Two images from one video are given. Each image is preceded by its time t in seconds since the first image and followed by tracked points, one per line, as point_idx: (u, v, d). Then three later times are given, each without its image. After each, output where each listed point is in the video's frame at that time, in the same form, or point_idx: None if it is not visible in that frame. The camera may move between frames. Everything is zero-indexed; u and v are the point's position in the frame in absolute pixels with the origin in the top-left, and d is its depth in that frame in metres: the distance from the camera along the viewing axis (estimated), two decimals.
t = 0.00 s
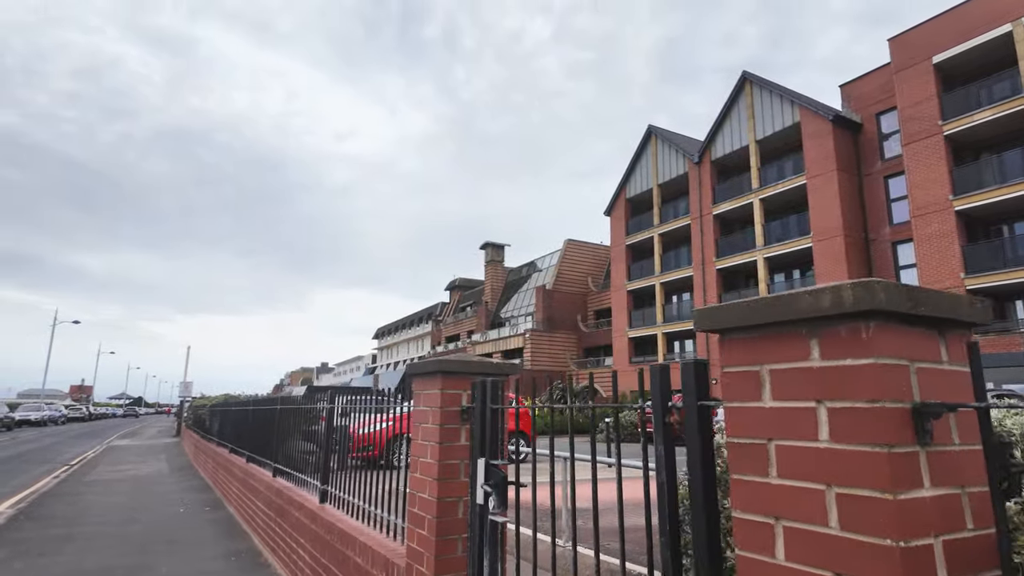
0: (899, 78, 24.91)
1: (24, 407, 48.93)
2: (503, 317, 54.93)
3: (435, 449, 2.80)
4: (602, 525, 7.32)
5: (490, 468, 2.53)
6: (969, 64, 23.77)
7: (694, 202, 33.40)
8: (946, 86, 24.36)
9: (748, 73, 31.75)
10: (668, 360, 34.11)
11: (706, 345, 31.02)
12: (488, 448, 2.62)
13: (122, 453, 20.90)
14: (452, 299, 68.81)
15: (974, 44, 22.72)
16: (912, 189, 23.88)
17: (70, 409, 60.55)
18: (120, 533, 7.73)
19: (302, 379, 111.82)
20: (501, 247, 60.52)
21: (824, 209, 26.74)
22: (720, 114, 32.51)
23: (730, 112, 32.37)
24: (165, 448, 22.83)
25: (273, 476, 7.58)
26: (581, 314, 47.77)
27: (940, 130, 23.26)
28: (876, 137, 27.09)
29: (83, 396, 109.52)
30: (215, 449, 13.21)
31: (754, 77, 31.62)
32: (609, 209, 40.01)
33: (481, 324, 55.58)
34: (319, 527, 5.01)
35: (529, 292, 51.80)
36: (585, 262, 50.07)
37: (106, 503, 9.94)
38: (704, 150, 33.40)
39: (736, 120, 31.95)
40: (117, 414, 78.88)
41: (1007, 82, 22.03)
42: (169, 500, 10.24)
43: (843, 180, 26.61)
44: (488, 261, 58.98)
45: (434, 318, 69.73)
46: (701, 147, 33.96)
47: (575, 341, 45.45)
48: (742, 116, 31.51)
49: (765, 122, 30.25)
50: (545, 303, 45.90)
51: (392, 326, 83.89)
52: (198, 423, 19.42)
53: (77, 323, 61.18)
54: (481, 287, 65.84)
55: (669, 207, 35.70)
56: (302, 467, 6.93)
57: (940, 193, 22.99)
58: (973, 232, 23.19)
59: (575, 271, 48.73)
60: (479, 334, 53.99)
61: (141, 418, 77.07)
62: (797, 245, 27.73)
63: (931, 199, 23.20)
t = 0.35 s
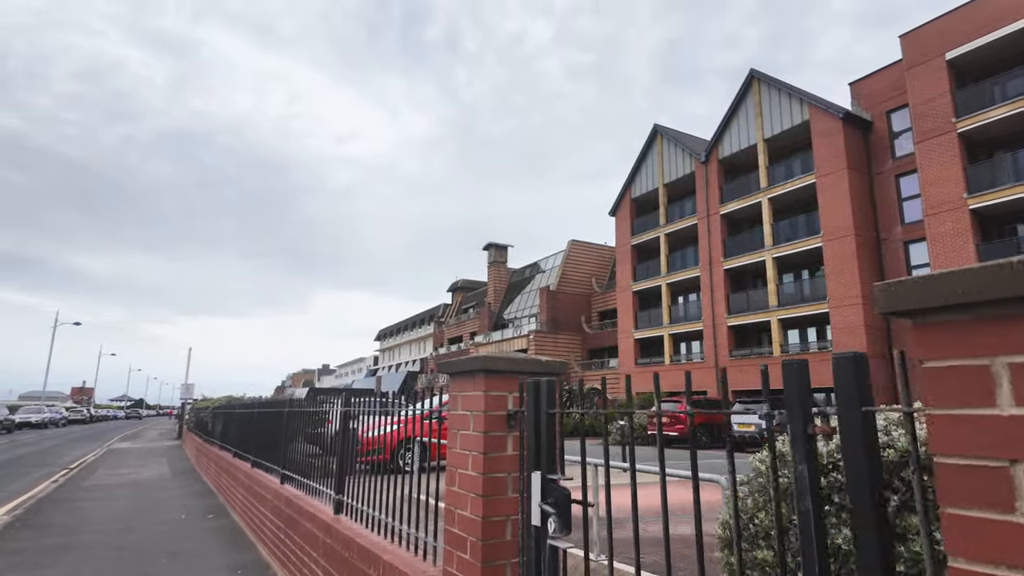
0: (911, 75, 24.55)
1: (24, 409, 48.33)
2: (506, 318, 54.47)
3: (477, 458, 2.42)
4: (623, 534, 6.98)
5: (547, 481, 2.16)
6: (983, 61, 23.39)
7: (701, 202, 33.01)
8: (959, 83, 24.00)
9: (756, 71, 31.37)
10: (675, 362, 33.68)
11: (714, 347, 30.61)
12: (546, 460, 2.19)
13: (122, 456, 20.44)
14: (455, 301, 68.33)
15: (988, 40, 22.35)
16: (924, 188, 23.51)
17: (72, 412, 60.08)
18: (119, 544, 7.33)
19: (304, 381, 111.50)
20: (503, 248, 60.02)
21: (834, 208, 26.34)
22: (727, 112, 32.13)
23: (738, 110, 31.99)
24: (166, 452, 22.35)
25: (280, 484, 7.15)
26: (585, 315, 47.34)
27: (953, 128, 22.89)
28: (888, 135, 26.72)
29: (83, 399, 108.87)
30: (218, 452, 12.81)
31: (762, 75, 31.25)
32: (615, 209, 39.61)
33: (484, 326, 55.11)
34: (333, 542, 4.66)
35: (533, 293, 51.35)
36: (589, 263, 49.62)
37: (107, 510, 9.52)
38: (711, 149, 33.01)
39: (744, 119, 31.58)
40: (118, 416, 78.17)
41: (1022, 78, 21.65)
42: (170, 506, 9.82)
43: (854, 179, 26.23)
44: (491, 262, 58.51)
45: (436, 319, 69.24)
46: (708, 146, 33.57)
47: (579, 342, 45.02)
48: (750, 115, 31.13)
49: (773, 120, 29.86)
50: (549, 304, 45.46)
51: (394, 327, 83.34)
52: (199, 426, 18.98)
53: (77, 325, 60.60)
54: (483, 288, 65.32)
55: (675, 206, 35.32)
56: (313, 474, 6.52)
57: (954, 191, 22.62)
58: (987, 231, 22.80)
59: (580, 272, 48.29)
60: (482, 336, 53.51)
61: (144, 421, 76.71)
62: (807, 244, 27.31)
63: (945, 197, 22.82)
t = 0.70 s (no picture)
0: (924, 73, 24.19)
1: (25, 412, 47.90)
2: (510, 320, 54.05)
3: (536, 475, 2.08)
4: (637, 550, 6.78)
5: (632, 505, 1.82)
6: (998, 58, 23.02)
7: (709, 202, 32.63)
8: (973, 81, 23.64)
9: (764, 70, 30.99)
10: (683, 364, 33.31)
11: (723, 349, 30.21)
12: (630, 481, 1.84)
13: (123, 461, 20.01)
14: (458, 303, 67.92)
15: (1004, 37, 21.96)
16: (939, 186, 23.13)
17: (72, 415, 59.43)
18: (120, 554, 6.96)
19: (305, 383, 110.92)
20: (507, 249, 59.59)
21: (845, 208, 25.94)
22: (736, 112, 31.77)
23: (746, 110, 31.61)
24: (169, 455, 21.97)
25: (292, 493, 6.79)
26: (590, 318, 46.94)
27: (969, 126, 22.50)
28: (899, 134, 26.34)
29: (86, 401, 108.66)
30: (223, 457, 12.46)
31: (771, 74, 30.86)
32: (621, 210, 39.26)
33: (488, 328, 54.68)
34: (355, 560, 4.33)
35: (537, 295, 50.91)
36: (594, 264, 49.18)
37: (108, 518, 9.15)
38: (718, 149, 32.64)
39: (753, 118, 31.21)
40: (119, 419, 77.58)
41: None
42: (173, 514, 9.44)
43: (866, 178, 25.85)
44: (495, 264, 58.09)
45: (439, 321, 68.74)
46: (716, 146, 33.20)
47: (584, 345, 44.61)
48: (759, 114, 30.76)
49: (782, 119, 29.50)
50: (554, 306, 45.06)
51: (396, 330, 82.89)
52: (203, 430, 18.59)
53: (78, 328, 60.28)
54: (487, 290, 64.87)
55: (682, 207, 34.94)
56: (329, 483, 6.17)
57: (970, 190, 22.24)
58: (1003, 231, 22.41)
59: (584, 274, 47.88)
60: (486, 338, 53.05)
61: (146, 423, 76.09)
62: (818, 244, 26.92)
63: (961, 196, 22.46)
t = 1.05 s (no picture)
0: (935, 70, 23.88)
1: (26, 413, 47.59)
2: (513, 320, 53.73)
3: (615, 496, 1.79)
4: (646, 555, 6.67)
5: (749, 535, 1.71)
6: (1011, 54, 22.69)
7: (715, 201, 32.32)
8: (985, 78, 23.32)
9: (771, 68, 30.68)
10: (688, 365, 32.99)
11: (730, 350, 29.89)
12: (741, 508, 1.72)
13: (123, 463, 19.68)
14: (460, 303, 67.60)
15: (1017, 33, 21.64)
16: (951, 184, 22.81)
17: (73, 416, 58.96)
18: (123, 564, 6.65)
19: (306, 384, 110.51)
20: (510, 249, 59.26)
21: (854, 206, 25.61)
22: (742, 110, 31.47)
23: (753, 107, 31.29)
24: (170, 457, 21.63)
25: (304, 500, 6.44)
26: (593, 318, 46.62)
27: (981, 123, 22.20)
28: (909, 132, 26.01)
29: (86, 401, 108.40)
30: (224, 461, 12.15)
31: (778, 72, 30.55)
32: (625, 209, 38.96)
33: (490, 328, 54.37)
34: None
35: (540, 295, 50.59)
36: (597, 264, 48.85)
37: (110, 524, 8.81)
38: (724, 148, 32.34)
39: (759, 116, 30.90)
40: (120, 420, 77.22)
41: None
42: (177, 520, 9.10)
43: (876, 177, 25.52)
44: (497, 264, 57.75)
45: (441, 321, 68.40)
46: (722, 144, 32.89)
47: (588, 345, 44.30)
48: (766, 112, 30.45)
49: (790, 117, 29.20)
50: (557, 306, 44.76)
51: (397, 330, 82.51)
52: (205, 432, 18.27)
53: (79, 328, 59.89)
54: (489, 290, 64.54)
55: (687, 206, 34.61)
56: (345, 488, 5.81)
57: (983, 188, 21.93)
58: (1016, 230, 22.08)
59: (588, 274, 47.56)
60: (488, 338, 52.72)
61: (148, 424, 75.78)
62: (826, 243, 26.62)
63: (974, 194, 22.14)
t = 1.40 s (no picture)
0: (944, 65, 23.57)
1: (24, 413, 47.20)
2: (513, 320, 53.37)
3: (718, 514, 1.68)
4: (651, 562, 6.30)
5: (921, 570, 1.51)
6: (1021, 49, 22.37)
7: (719, 199, 31.99)
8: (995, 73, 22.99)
9: (776, 64, 30.39)
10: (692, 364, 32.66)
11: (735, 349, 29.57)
12: (919, 543, 1.53)
13: (120, 464, 19.27)
14: (460, 303, 67.23)
15: None
16: (961, 181, 22.50)
17: (71, 416, 58.55)
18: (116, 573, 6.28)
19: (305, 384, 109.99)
20: (510, 248, 58.89)
21: (861, 204, 25.28)
22: (746, 107, 31.18)
23: (758, 104, 30.99)
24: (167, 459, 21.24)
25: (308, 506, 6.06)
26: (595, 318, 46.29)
27: (991, 118, 21.89)
28: (917, 129, 25.69)
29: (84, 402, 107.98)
30: (223, 464, 11.78)
31: (783, 68, 30.24)
32: (627, 207, 38.64)
33: (491, 328, 54.02)
34: None
35: (541, 294, 50.23)
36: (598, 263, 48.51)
37: (104, 529, 8.45)
38: (729, 145, 32.04)
39: (764, 113, 30.61)
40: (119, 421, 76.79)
41: None
42: (174, 525, 8.74)
43: (884, 173, 25.20)
44: (498, 263, 57.37)
45: (441, 321, 68.02)
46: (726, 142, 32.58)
47: (589, 345, 43.95)
48: (771, 108, 30.16)
49: (795, 114, 28.92)
50: (558, 305, 44.43)
51: (397, 330, 82.09)
52: (204, 433, 17.88)
53: (78, 328, 59.54)
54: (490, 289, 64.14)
55: (691, 204, 34.29)
56: (353, 492, 5.44)
57: (993, 185, 21.62)
58: None
59: (589, 273, 47.23)
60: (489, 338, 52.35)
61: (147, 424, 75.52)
62: (832, 241, 26.30)
63: (983, 191, 21.84)
